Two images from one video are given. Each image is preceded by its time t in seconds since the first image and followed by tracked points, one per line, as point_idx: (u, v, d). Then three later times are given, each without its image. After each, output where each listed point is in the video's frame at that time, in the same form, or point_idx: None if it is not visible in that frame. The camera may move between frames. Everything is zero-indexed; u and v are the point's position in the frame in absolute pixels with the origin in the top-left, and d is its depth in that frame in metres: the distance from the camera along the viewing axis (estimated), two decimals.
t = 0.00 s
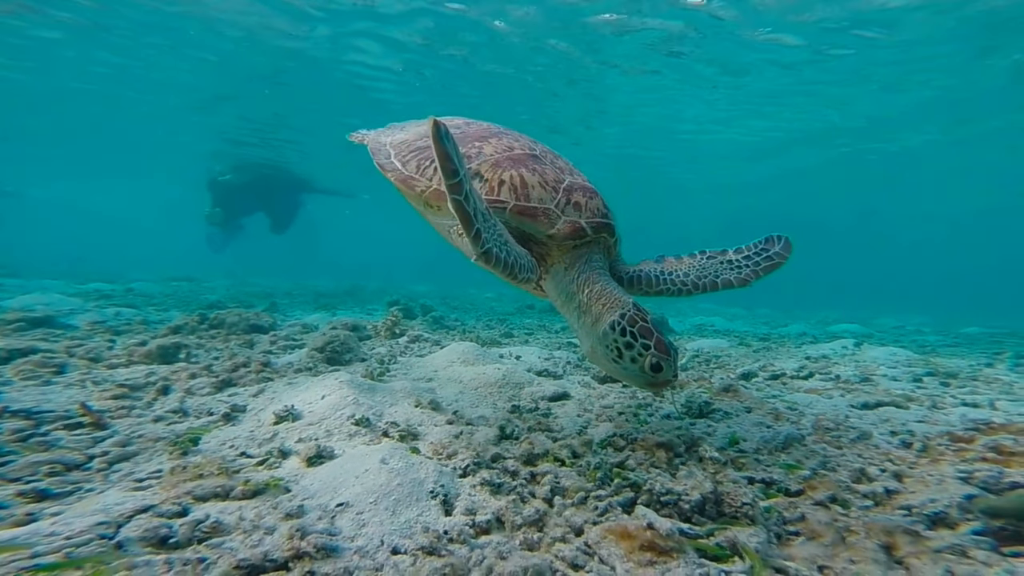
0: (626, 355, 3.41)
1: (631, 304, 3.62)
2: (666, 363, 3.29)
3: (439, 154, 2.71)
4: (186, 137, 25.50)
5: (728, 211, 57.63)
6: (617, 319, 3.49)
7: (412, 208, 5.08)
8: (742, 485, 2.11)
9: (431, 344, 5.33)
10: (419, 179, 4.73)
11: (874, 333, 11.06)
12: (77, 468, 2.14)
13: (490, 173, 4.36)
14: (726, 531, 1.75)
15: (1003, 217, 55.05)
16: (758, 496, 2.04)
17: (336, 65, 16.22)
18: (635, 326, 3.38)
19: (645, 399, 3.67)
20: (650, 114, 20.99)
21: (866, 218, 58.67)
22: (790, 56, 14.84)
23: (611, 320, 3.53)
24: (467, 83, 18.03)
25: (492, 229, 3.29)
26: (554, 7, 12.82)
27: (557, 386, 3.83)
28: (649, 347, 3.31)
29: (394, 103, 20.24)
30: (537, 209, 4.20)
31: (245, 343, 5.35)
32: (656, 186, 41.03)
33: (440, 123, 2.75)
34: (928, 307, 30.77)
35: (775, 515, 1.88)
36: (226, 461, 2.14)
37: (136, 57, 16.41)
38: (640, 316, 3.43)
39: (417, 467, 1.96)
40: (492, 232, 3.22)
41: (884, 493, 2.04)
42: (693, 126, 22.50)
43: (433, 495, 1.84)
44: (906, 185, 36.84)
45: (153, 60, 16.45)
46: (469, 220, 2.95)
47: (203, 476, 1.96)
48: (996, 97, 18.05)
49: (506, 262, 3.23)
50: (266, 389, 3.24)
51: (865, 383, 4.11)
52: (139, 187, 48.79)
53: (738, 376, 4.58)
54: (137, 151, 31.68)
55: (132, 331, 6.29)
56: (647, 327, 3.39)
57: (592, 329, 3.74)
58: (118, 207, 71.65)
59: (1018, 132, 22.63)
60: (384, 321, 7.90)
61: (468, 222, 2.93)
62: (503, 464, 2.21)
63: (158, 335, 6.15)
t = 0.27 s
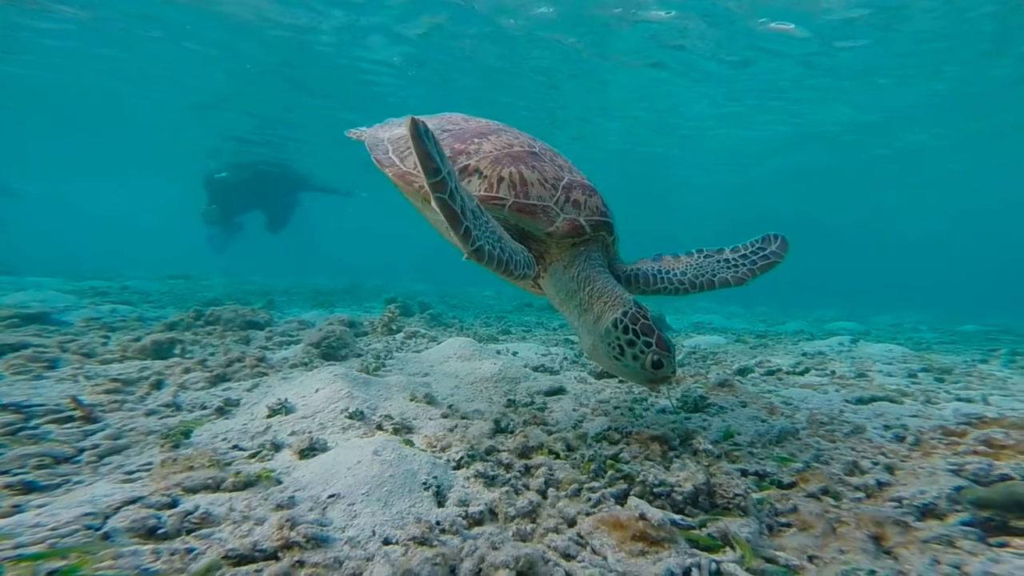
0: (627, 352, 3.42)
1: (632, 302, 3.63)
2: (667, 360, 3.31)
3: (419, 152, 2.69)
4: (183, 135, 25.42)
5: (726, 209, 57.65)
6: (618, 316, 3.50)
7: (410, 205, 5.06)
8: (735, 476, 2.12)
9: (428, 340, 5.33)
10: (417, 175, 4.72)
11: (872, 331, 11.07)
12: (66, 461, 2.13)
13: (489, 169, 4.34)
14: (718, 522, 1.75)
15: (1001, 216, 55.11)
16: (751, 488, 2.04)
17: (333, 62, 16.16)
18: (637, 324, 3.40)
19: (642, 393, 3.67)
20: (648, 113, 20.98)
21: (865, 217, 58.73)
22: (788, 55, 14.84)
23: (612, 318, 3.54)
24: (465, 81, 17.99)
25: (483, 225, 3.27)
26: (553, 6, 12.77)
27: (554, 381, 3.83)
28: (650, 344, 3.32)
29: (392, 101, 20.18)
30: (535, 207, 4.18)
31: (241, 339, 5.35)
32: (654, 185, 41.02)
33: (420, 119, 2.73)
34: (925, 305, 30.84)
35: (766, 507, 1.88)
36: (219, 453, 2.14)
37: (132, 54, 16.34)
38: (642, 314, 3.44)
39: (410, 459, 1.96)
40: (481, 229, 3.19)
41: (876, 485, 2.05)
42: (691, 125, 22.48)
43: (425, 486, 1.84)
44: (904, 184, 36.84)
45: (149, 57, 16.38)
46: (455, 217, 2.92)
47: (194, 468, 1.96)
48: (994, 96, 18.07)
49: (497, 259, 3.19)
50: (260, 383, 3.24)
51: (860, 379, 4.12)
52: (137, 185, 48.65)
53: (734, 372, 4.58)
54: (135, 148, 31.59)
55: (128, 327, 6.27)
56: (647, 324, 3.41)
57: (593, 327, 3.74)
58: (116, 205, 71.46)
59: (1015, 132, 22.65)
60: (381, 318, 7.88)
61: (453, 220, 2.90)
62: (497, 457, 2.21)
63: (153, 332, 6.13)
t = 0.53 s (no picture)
0: (628, 351, 3.43)
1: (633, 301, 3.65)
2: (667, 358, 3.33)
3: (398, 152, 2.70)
4: (183, 131, 25.39)
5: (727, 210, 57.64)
6: (621, 315, 3.51)
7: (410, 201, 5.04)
8: (727, 469, 2.12)
9: (425, 336, 5.33)
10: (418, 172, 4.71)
11: (871, 330, 11.06)
12: (56, 450, 2.13)
13: (490, 167, 4.32)
14: (708, 513, 1.76)
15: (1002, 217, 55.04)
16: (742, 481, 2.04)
17: (333, 59, 16.15)
18: (639, 322, 3.41)
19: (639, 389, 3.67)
20: (648, 112, 20.98)
21: (865, 218, 58.70)
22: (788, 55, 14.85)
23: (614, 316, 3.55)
24: (466, 79, 17.98)
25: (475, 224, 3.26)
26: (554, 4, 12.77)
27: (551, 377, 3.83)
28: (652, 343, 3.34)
29: (392, 99, 20.17)
30: (536, 205, 4.17)
31: (238, 333, 5.35)
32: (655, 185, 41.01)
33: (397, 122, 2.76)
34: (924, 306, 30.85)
35: (757, 500, 1.89)
36: (210, 443, 2.14)
37: (131, 49, 16.32)
38: (645, 313, 3.46)
39: (402, 449, 1.96)
40: (473, 228, 3.18)
41: (867, 479, 2.05)
42: (691, 125, 22.48)
43: (416, 477, 1.84)
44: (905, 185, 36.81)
45: (149, 53, 16.36)
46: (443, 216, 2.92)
47: (185, 457, 1.96)
48: (994, 98, 18.06)
49: (493, 256, 3.18)
50: (255, 376, 3.24)
51: (856, 377, 4.12)
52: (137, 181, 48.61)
53: (730, 370, 4.58)
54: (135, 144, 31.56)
55: (125, 322, 6.27)
56: (648, 323, 3.43)
57: (593, 324, 3.75)
58: (117, 201, 71.43)
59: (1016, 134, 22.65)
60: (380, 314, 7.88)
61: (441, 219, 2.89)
62: (490, 449, 2.21)
63: (151, 326, 6.13)
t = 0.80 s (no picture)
0: (628, 349, 3.43)
1: (632, 300, 3.66)
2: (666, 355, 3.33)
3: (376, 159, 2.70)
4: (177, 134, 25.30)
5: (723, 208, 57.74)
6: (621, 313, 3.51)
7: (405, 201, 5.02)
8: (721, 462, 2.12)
9: (421, 335, 5.32)
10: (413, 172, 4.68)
11: (868, 326, 11.06)
12: (44, 451, 2.12)
13: (487, 167, 4.30)
14: (701, 505, 1.76)
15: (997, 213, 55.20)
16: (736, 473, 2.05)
17: (327, 61, 16.10)
18: (639, 320, 3.42)
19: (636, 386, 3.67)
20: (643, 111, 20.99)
21: (861, 215, 58.82)
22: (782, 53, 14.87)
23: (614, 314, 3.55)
24: (460, 80, 17.96)
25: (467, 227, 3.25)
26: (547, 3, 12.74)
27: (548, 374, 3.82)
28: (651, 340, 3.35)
29: (387, 100, 20.13)
30: (533, 205, 4.16)
31: (232, 335, 5.33)
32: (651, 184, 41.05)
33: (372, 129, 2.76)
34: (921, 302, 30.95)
35: (751, 492, 1.88)
36: (202, 442, 2.13)
37: (123, 53, 16.26)
38: (644, 311, 3.47)
39: (395, 445, 1.96)
40: (464, 230, 3.17)
41: (860, 471, 2.05)
42: (686, 124, 22.50)
43: (410, 472, 1.84)
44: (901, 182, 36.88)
45: (141, 56, 16.30)
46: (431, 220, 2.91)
47: (176, 456, 1.95)
48: (987, 95, 18.13)
49: (488, 257, 3.17)
50: (249, 376, 3.23)
51: (851, 371, 4.12)
52: (132, 185, 48.43)
53: (726, 367, 4.57)
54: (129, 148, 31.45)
55: (118, 325, 6.24)
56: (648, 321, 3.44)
57: (593, 323, 3.74)
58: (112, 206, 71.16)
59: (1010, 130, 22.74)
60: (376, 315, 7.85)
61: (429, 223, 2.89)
62: (485, 445, 2.21)
63: (145, 329, 6.10)
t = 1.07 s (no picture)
0: (630, 349, 3.44)
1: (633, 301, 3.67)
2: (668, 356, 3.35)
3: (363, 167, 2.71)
4: (179, 131, 25.34)
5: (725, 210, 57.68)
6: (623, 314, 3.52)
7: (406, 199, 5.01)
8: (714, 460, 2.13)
9: (419, 332, 5.32)
10: (415, 170, 4.67)
11: (868, 330, 11.03)
12: (35, 442, 2.12)
13: (490, 167, 4.29)
14: (692, 502, 1.77)
15: (1000, 218, 55.09)
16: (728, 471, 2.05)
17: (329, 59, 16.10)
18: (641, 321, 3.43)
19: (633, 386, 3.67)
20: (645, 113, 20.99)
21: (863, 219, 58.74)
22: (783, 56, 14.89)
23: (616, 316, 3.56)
24: (462, 79, 17.97)
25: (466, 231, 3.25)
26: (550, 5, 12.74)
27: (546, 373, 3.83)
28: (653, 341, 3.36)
29: (389, 99, 20.13)
30: (536, 208, 4.16)
31: (230, 330, 5.34)
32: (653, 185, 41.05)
33: (358, 137, 2.77)
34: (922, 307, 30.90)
35: (743, 489, 1.89)
36: (196, 434, 2.14)
37: (126, 50, 16.28)
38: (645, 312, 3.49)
39: (388, 439, 1.96)
40: (462, 234, 3.16)
41: (852, 470, 2.05)
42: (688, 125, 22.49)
43: (403, 466, 1.84)
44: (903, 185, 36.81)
45: (143, 53, 16.32)
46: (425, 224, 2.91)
47: (168, 448, 1.96)
48: (988, 99, 18.12)
49: (489, 259, 3.17)
50: (245, 370, 3.24)
51: (847, 373, 4.12)
52: (134, 182, 48.50)
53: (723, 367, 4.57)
54: (131, 145, 31.49)
55: (116, 320, 6.25)
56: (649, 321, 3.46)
57: (595, 325, 3.75)
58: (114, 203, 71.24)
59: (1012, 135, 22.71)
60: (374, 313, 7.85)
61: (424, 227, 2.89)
62: (479, 441, 2.21)
63: (143, 324, 6.10)
